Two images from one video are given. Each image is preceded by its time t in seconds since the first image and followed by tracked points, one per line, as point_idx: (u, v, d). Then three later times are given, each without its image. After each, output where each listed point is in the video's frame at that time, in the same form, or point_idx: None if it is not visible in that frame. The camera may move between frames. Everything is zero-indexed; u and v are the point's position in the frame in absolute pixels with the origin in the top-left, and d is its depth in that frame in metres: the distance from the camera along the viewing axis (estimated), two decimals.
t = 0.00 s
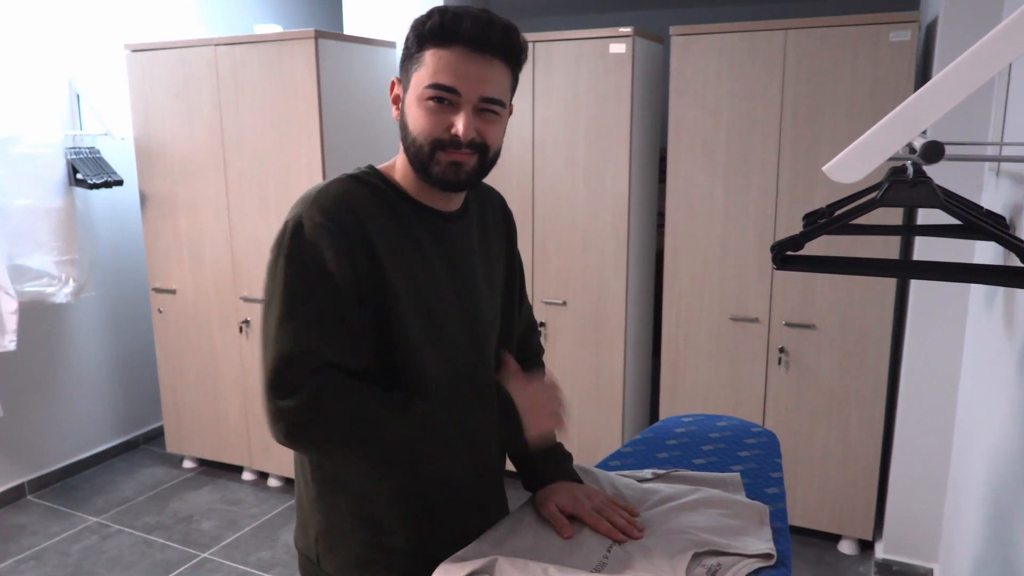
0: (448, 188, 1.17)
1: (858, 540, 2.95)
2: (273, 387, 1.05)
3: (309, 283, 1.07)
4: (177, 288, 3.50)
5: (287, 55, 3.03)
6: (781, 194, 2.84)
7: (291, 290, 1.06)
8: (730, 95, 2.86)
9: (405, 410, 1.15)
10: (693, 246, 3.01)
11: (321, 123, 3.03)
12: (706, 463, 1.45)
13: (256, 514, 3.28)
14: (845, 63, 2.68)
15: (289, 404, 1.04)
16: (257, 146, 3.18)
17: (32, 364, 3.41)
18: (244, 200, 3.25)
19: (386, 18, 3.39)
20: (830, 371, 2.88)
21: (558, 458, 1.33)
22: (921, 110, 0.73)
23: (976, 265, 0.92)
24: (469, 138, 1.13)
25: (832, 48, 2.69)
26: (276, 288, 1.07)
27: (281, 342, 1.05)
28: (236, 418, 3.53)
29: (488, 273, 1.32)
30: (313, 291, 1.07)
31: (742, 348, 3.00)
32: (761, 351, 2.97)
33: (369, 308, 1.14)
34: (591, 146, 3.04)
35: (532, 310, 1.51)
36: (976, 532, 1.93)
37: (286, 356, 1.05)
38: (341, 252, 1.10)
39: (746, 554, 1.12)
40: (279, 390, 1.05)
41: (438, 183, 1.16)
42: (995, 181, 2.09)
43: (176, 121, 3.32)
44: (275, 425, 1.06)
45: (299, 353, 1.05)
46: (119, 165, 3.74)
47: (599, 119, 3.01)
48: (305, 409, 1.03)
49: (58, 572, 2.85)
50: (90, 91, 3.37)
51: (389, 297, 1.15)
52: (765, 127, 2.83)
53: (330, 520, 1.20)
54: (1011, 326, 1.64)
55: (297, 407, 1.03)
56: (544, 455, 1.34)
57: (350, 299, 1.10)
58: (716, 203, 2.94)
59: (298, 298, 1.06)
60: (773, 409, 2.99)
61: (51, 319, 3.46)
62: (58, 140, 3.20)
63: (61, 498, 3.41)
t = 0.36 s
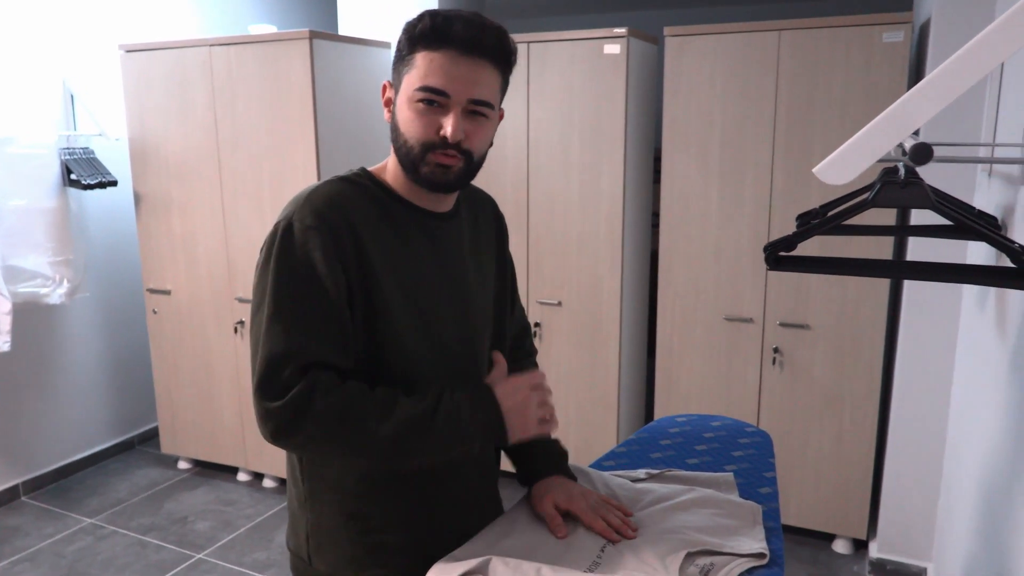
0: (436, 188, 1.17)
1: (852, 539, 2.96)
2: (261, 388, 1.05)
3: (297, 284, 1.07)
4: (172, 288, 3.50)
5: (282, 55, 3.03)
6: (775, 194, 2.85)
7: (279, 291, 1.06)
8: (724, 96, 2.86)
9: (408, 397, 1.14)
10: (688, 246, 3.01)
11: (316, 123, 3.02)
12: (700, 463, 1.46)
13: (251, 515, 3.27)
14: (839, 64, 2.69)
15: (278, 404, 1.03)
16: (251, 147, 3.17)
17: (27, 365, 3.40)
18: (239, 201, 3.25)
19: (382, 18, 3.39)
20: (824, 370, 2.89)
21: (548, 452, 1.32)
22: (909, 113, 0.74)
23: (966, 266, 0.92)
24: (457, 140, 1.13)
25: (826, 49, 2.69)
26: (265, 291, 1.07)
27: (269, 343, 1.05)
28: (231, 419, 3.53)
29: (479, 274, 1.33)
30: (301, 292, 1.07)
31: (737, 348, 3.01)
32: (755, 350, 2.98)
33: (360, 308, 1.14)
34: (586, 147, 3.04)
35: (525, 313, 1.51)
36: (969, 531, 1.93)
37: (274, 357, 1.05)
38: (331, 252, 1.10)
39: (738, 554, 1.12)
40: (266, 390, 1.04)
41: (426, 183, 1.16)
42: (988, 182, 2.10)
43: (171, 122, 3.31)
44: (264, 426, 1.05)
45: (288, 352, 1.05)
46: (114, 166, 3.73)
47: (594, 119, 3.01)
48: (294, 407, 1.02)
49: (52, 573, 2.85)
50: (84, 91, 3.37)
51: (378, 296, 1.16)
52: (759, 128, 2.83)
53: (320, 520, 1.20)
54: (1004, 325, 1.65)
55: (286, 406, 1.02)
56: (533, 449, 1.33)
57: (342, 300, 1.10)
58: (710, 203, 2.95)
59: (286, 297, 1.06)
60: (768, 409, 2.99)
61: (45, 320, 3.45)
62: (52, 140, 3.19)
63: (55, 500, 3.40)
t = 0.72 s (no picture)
0: (433, 189, 1.17)
1: (849, 538, 2.97)
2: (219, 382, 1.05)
3: (274, 284, 1.07)
4: (169, 288, 3.49)
5: (278, 55, 3.03)
6: (771, 194, 2.85)
7: (257, 290, 1.07)
8: (721, 96, 2.87)
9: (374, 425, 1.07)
10: (685, 246, 3.02)
11: (313, 123, 3.02)
12: (698, 463, 1.46)
13: (249, 515, 3.27)
14: (835, 64, 2.69)
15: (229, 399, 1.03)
16: (248, 147, 3.17)
17: (23, 365, 3.39)
18: (236, 201, 3.25)
19: (379, 18, 3.39)
20: (821, 370, 2.89)
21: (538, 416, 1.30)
22: (904, 113, 0.74)
23: (963, 266, 0.92)
24: (454, 141, 1.13)
25: (822, 49, 2.70)
26: (246, 291, 1.08)
27: (234, 342, 1.06)
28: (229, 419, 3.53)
29: (478, 274, 1.33)
30: (272, 293, 1.07)
31: (734, 348, 3.01)
32: (752, 350, 2.98)
33: (352, 311, 1.14)
34: (583, 147, 3.05)
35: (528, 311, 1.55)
36: (965, 530, 1.93)
37: (234, 355, 1.05)
38: (321, 256, 1.10)
39: (735, 553, 1.13)
40: (223, 384, 1.05)
41: (423, 183, 1.16)
42: (984, 182, 2.10)
43: (167, 121, 3.31)
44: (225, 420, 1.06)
45: (256, 351, 1.04)
46: (110, 166, 3.73)
47: (590, 118, 3.01)
48: (244, 403, 1.02)
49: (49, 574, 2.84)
50: (81, 91, 3.36)
51: (371, 300, 1.15)
52: (755, 128, 2.84)
53: (321, 520, 1.22)
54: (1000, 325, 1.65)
55: (236, 402, 1.02)
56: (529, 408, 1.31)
57: (329, 303, 1.10)
58: (707, 203, 2.95)
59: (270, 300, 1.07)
60: (765, 408, 3.00)
61: (42, 320, 3.45)
62: (48, 140, 3.18)
63: (52, 500, 3.39)
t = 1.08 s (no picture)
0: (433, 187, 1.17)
1: (848, 538, 2.97)
2: (236, 387, 1.07)
3: (279, 288, 1.08)
4: (168, 288, 3.49)
5: (278, 54, 3.02)
6: (771, 194, 2.85)
7: (260, 293, 1.08)
8: (720, 96, 2.87)
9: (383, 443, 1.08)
10: (684, 246, 3.02)
11: (312, 123, 3.02)
12: (697, 463, 1.46)
13: (248, 515, 3.27)
14: (834, 64, 2.69)
15: (247, 406, 1.05)
16: (247, 146, 3.17)
17: (22, 365, 3.39)
18: (235, 201, 3.24)
19: (378, 18, 3.39)
20: (820, 370, 2.89)
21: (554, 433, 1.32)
22: (904, 114, 0.74)
23: (964, 265, 0.92)
24: (452, 138, 1.13)
25: (822, 49, 2.70)
26: (251, 293, 1.10)
27: (244, 346, 1.07)
28: (228, 419, 3.53)
29: (481, 271, 1.32)
30: (279, 298, 1.08)
31: (733, 348, 3.02)
32: (751, 350, 2.99)
33: (352, 310, 1.14)
34: (582, 147, 3.05)
35: (536, 311, 1.54)
36: (964, 530, 1.93)
37: (247, 360, 1.07)
38: (320, 255, 1.10)
39: (735, 552, 1.12)
40: (241, 391, 1.07)
41: (422, 181, 1.16)
42: (984, 182, 2.11)
43: (166, 121, 3.31)
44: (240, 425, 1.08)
45: (266, 356, 1.06)
46: (110, 166, 3.73)
47: (590, 118, 3.02)
48: (261, 411, 1.04)
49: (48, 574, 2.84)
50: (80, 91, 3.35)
51: (370, 299, 1.15)
52: (755, 128, 2.84)
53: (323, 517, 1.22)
54: (999, 325, 1.65)
55: (253, 410, 1.05)
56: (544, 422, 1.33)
57: (329, 304, 1.10)
58: (706, 203, 2.95)
59: (271, 303, 1.07)
60: (764, 408, 3.00)
61: (41, 320, 3.45)
62: (48, 140, 3.18)
63: (51, 500, 3.39)
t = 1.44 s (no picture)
0: (438, 185, 1.17)
1: (848, 538, 2.97)
2: (274, 388, 1.07)
3: (317, 293, 1.08)
4: (167, 288, 3.49)
5: (278, 54, 3.02)
6: (770, 194, 2.85)
7: (281, 294, 1.07)
8: (719, 96, 2.87)
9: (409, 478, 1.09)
10: (683, 246, 3.02)
11: (312, 122, 3.02)
12: (696, 463, 1.46)
13: (247, 514, 3.27)
14: (834, 64, 2.69)
15: (292, 410, 1.05)
16: (246, 146, 3.17)
17: (21, 365, 3.39)
18: (234, 200, 3.24)
19: (377, 18, 3.39)
20: (820, 369, 2.89)
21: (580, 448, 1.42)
22: (905, 113, 0.74)
23: (963, 264, 0.92)
24: (458, 135, 1.13)
25: (822, 49, 2.70)
26: (276, 291, 1.08)
27: (280, 348, 1.06)
28: (227, 419, 3.53)
29: (482, 268, 1.32)
30: (316, 304, 1.08)
31: (732, 347, 3.02)
32: (751, 349, 2.99)
33: (368, 312, 1.14)
34: (582, 146, 3.05)
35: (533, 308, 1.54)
36: (964, 530, 1.93)
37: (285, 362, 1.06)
38: (336, 256, 1.10)
39: (735, 552, 1.11)
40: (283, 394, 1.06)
41: (428, 179, 1.16)
42: (983, 181, 2.11)
43: (165, 121, 3.30)
44: (273, 426, 1.07)
45: (301, 359, 1.06)
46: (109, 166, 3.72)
47: (589, 118, 3.01)
48: (305, 417, 1.04)
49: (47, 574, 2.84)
50: (79, 91, 3.35)
51: (382, 299, 1.15)
52: (754, 127, 2.84)
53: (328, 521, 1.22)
54: (999, 324, 1.65)
55: (298, 414, 1.05)
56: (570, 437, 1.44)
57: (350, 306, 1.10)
58: (706, 202, 2.95)
59: (293, 305, 1.07)
60: (763, 408, 3.00)
61: (40, 320, 3.45)
62: (45, 139, 3.17)
63: (50, 500, 3.39)
